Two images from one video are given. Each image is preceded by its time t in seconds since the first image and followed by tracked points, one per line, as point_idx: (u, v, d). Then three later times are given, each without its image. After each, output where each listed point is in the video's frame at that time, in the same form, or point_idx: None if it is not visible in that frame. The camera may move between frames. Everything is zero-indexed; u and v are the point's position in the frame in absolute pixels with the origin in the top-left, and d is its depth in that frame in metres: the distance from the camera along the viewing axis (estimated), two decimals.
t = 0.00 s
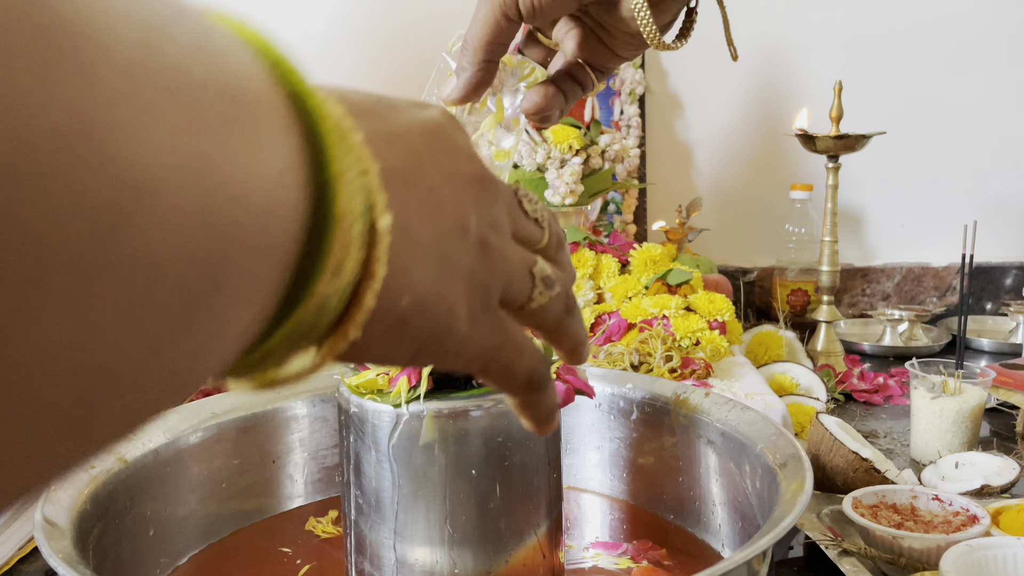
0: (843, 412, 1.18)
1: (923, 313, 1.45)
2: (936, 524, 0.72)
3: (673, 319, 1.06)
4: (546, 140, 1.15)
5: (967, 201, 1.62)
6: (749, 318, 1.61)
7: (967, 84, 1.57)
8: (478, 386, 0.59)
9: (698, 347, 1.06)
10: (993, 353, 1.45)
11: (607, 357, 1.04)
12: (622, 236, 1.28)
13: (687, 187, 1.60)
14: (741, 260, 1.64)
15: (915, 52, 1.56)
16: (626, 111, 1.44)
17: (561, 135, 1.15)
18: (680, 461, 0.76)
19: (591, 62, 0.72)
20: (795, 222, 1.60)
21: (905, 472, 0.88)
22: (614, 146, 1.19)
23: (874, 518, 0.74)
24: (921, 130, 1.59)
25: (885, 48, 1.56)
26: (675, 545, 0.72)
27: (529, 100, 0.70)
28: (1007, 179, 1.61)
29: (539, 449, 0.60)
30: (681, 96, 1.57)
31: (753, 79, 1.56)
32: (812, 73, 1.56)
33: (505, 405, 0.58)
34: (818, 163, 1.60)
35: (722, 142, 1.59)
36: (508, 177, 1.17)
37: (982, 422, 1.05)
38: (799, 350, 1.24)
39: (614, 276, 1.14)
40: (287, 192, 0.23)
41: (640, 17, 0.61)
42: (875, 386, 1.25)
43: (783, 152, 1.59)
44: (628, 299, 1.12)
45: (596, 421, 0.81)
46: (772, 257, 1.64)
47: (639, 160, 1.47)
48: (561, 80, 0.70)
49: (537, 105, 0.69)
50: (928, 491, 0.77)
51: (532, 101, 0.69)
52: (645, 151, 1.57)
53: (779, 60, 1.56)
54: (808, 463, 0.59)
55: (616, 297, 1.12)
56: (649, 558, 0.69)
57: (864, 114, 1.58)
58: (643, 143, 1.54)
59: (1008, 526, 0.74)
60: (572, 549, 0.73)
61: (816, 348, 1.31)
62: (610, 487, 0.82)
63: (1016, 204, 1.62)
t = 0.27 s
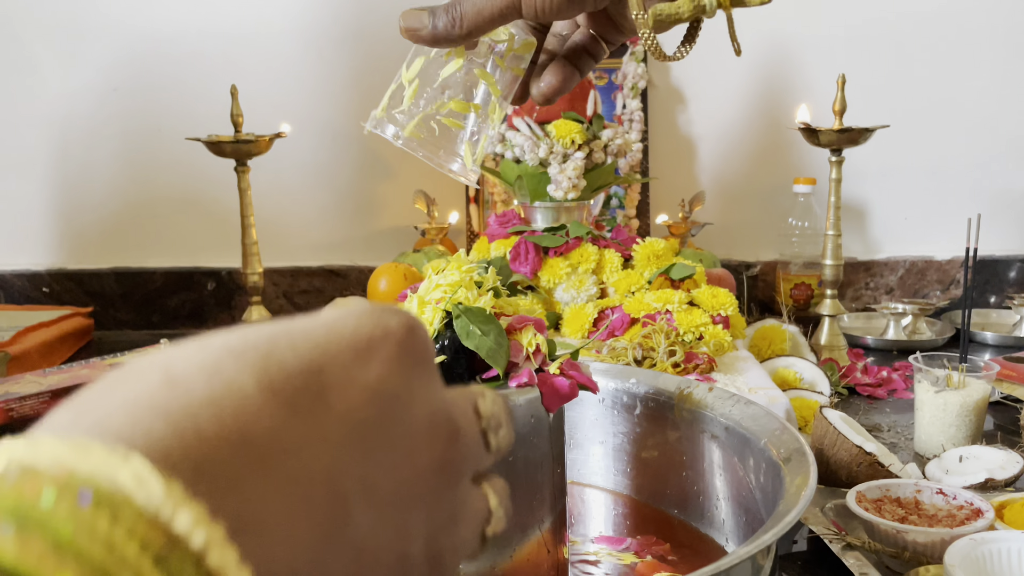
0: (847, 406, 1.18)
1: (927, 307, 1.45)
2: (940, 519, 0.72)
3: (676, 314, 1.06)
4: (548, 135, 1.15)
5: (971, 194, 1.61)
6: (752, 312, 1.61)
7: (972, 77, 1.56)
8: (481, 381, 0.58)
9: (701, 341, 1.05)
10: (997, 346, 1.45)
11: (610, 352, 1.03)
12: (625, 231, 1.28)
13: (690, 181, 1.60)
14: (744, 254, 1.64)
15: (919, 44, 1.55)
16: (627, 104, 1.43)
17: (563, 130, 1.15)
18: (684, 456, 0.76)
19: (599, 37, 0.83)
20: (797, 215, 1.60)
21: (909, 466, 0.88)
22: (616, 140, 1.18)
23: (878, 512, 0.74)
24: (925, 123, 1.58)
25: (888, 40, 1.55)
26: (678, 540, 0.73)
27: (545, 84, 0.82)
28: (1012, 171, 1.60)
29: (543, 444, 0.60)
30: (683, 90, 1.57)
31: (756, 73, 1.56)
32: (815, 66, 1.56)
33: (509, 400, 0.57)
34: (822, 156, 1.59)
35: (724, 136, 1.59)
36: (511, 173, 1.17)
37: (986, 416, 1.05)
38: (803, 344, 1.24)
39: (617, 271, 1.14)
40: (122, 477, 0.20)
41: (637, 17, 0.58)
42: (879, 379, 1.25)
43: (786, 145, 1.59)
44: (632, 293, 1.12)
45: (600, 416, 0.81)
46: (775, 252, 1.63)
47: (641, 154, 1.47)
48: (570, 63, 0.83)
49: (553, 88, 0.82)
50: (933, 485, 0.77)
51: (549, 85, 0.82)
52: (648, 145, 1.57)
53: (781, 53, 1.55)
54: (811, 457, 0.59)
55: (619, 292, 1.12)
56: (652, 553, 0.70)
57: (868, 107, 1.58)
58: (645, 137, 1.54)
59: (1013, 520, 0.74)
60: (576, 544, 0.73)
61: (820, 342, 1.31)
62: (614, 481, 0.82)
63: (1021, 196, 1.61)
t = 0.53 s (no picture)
0: (850, 397, 1.18)
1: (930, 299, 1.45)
2: (944, 508, 0.72)
3: (679, 306, 1.06)
4: (550, 127, 1.15)
5: (974, 186, 1.61)
6: (755, 305, 1.61)
7: (975, 68, 1.56)
8: (487, 371, 0.59)
9: (704, 333, 1.06)
10: (1000, 337, 1.45)
11: (614, 344, 1.05)
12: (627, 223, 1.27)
13: (692, 174, 1.60)
14: (747, 247, 1.64)
15: (922, 35, 1.54)
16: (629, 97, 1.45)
17: (566, 122, 1.14)
18: (688, 446, 0.76)
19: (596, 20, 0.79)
20: (801, 208, 1.57)
21: (913, 456, 0.88)
22: (619, 132, 1.18)
23: (882, 502, 0.74)
24: (928, 115, 1.58)
25: (891, 32, 1.54)
26: (683, 530, 0.73)
27: (539, 69, 0.80)
28: (1015, 163, 1.60)
29: (547, 434, 0.61)
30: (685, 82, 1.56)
31: (758, 65, 1.56)
32: (818, 58, 1.55)
33: (513, 390, 0.58)
34: (824, 149, 1.59)
35: (726, 129, 1.58)
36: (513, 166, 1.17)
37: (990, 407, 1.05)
38: (805, 336, 1.24)
39: (620, 263, 1.14)
40: None
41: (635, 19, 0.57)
42: (882, 371, 1.24)
43: (788, 138, 1.58)
44: (635, 285, 1.12)
45: (604, 407, 0.81)
46: (778, 244, 1.63)
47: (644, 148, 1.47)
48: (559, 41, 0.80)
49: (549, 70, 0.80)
50: (936, 474, 0.77)
51: (544, 68, 0.79)
52: (650, 138, 1.56)
53: (784, 45, 1.55)
54: (816, 446, 0.59)
55: (622, 284, 1.12)
56: (657, 543, 0.70)
57: (871, 99, 1.57)
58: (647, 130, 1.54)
59: (1016, 508, 0.74)
60: (580, 535, 0.73)
61: (823, 334, 1.31)
62: (617, 472, 0.82)
63: None
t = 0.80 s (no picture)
0: (851, 390, 1.18)
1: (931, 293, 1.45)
2: (946, 501, 0.72)
3: (680, 300, 1.06)
4: (551, 121, 1.14)
5: (976, 179, 1.61)
6: (756, 299, 1.61)
7: (977, 61, 1.55)
8: (488, 365, 0.59)
9: (706, 327, 1.05)
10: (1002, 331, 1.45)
11: (615, 338, 1.04)
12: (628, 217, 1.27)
13: (694, 168, 1.60)
14: (748, 241, 1.64)
15: (924, 28, 1.54)
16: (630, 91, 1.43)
17: (566, 116, 1.14)
18: (689, 440, 0.76)
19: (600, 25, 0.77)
20: (801, 201, 1.58)
21: (914, 449, 0.88)
22: (620, 126, 1.17)
23: (884, 495, 0.74)
24: (930, 108, 1.57)
25: (894, 24, 1.54)
26: (685, 523, 0.73)
27: (549, 79, 0.78)
28: (1017, 156, 1.59)
29: (549, 428, 0.60)
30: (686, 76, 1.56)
31: (759, 59, 1.55)
32: (819, 51, 1.55)
33: (515, 384, 0.57)
34: (825, 143, 1.59)
35: (727, 122, 1.58)
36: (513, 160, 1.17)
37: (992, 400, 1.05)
38: (807, 330, 1.24)
39: (621, 258, 1.14)
40: None
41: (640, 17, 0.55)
42: (884, 364, 1.24)
43: (789, 131, 1.58)
44: (636, 279, 1.12)
45: (606, 401, 0.81)
46: (779, 238, 1.63)
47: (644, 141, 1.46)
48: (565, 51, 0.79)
49: (558, 80, 0.78)
50: (938, 468, 0.77)
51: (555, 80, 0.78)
52: (651, 132, 1.56)
53: (785, 38, 1.54)
54: (818, 439, 0.59)
55: (623, 278, 1.12)
56: (659, 536, 0.70)
57: (872, 92, 1.57)
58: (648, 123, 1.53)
59: (1018, 501, 0.74)
60: (582, 528, 0.73)
61: (824, 327, 1.31)
62: (619, 466, 0.82)
63: None
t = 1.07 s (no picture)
0: (851, 385, 1.18)
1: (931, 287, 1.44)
2: (946, 495, 0.72)
3: (680, 294, 1.06)
4: (550, 115, 1.14)
5: (975, 174, 1.60)
6: (756, 293, 1.61)
7: (978, 55, 1.55)
8: (488, 360, 0.58)
9: (705, 322, 1.05)
10: (1002, 325, 1.45)
11: (614, 332, 1.05)
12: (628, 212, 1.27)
13: (693, 163, 1.59)
14: (747, 236, 1.63)
15: (924, 21, 1.53)
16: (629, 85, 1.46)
17: (565, 110, 1.13)
18: (689, 435, 0.76)
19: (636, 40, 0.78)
20: (801, 196, 1.58)
21: (915, 444, 0.88)
22: (620, 121, 1.17)
23: (884, 489, 0.73)
24: (930, 102, 1.57)
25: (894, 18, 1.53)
26: (685, 518, 0.73)
27: (573, 86, 0.81)
28: (1017, 150, 1.59)
29: (549, 423, 0.60)
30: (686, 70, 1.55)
31: (759, 54, 1.55)
32: (819, 45, 1.54)
33: (515, 378, 0.57)
34: (825, 137, 1.58)
35: (727, 117, 1.57)
36: (513, 154, 1.16)
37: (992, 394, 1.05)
38: (807, 325, 1.24)
39: (620, 252, 1.13)
40: None
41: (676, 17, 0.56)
42: (884, 358, 1.24)
43: (789, 126, 1.58)
44: (635, 274, 1.11)
45: (605, 396, 0.81)
46: (779, 233, 1.63)
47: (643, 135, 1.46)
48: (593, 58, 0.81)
49: (584, 90, 0.81)
50: (939, 462, 0.77)
51: (578, 87, 0.81)
52: (650, 126, 1.56)
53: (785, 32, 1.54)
54: (818, 433, 0.59)
55: (623, 273, 1.11)
56: (659, 531, 0.70)
57: (872, 86, 1.56)
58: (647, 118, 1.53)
59: (1018, 495, 0.74)
60: (582, 524, 0.73)
61: (824, 322, 1.31)
62: (619, 461, 0.82)
63: None
